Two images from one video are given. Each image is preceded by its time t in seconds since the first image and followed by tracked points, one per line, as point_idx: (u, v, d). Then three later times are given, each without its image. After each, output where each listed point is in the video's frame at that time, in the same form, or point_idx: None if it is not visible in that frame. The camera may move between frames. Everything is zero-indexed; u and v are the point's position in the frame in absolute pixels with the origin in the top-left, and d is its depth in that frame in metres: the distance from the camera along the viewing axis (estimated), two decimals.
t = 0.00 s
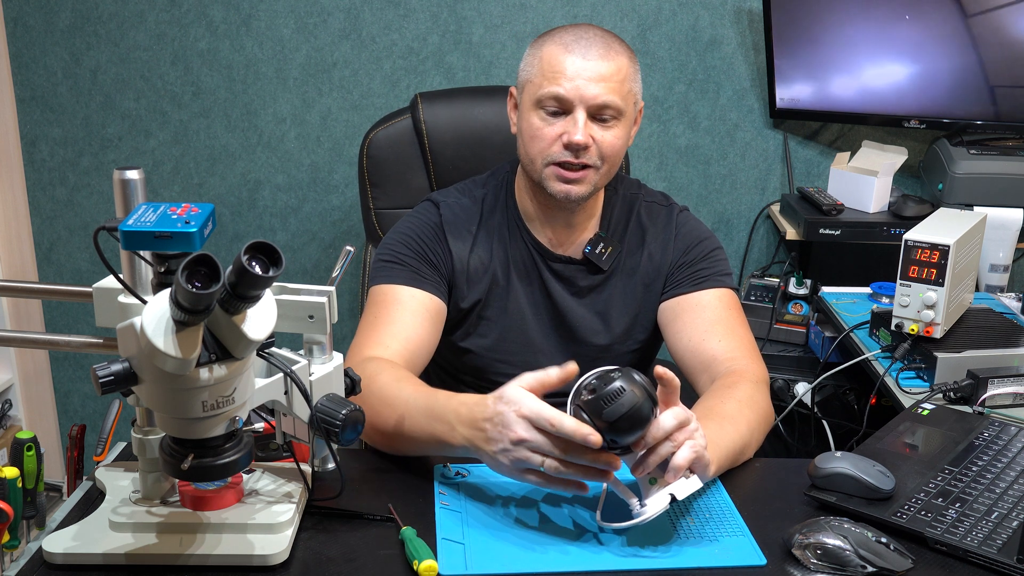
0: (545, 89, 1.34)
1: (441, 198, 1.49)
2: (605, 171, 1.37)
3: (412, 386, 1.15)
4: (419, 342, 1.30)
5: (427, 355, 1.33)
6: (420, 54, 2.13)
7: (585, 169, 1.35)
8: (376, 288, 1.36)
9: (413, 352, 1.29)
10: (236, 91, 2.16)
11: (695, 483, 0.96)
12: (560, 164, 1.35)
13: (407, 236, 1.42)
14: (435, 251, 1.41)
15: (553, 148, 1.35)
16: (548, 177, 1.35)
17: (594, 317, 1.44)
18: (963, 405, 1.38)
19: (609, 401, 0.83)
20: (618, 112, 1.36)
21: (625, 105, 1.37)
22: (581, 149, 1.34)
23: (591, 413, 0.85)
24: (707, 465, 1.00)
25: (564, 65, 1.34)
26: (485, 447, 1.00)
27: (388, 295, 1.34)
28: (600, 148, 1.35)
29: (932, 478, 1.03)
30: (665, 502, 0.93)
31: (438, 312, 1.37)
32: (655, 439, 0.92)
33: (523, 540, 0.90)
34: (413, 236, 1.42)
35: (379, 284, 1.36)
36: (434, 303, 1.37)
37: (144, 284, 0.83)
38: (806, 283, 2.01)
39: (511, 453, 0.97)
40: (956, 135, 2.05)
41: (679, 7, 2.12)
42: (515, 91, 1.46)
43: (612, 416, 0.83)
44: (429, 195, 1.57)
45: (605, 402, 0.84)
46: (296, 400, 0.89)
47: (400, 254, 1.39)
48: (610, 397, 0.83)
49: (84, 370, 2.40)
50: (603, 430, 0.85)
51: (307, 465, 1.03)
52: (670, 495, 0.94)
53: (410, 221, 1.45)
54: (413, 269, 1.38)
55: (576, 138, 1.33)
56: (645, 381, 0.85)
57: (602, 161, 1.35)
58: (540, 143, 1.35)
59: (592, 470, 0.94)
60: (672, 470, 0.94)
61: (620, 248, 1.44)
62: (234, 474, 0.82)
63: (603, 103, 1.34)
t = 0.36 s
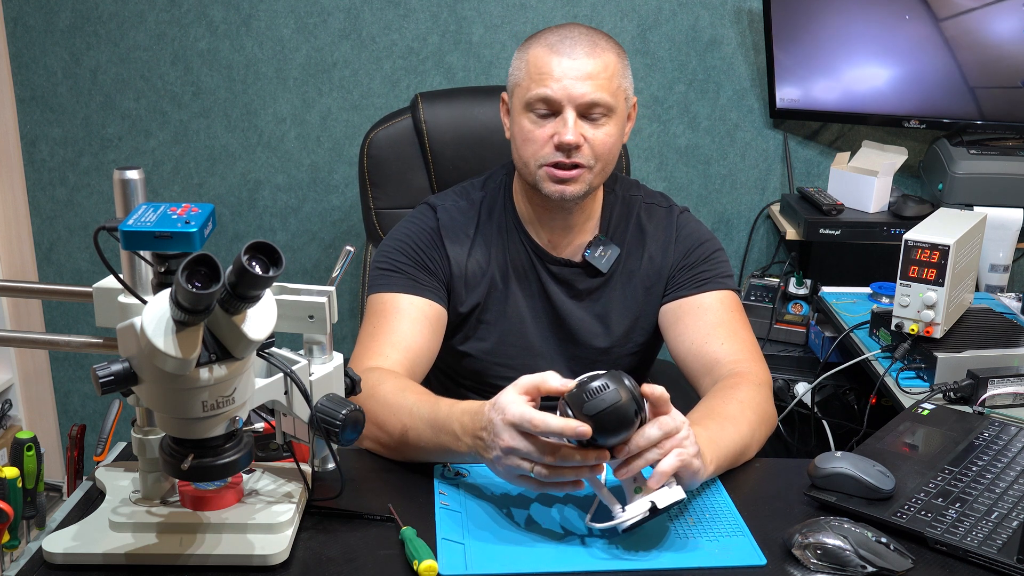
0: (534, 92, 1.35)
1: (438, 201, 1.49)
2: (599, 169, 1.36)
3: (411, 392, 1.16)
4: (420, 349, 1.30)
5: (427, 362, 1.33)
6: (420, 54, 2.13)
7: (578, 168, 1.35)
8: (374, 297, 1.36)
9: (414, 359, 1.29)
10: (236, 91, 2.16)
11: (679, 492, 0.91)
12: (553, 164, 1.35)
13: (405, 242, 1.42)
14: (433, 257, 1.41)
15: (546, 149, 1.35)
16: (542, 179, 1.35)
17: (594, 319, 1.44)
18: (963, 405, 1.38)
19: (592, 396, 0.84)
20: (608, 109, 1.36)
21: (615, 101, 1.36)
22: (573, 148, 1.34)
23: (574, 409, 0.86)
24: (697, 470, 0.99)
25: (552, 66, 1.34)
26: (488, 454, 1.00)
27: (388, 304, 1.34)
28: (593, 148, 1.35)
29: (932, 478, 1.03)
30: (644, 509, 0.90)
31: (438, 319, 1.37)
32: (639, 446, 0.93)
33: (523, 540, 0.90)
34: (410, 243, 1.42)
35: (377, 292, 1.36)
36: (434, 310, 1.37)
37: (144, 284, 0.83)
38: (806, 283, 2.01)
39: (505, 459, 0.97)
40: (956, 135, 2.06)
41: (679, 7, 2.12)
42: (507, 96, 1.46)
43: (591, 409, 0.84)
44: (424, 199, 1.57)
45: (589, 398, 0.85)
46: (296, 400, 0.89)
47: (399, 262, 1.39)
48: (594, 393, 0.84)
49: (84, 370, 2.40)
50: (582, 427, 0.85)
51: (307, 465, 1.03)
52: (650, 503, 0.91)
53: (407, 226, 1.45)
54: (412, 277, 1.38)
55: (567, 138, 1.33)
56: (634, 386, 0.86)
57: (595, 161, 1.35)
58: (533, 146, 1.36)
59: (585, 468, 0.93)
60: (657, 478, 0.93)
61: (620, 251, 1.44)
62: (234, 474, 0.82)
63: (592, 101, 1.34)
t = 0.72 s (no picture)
0: (512, 91, 1.35)
1: (434, 203, 1.49)
2: (586, 161, 1.36)
3: (411, 397, 1.16)
4: (417, 351, 1.31)
5: (424, 365, 1.33)
6: (420, 54, 2.13)
7: (565, 161, 1.35)
8: (370, 299, 1.36)
9: (412, 361, 1.29)
10: (236, 91, 2.16)
11: (663, 502, 0.90)
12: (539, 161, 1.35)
13: (400, 244, 1.42)
14: (429, 259, 1.41)
15: (530, 146, 1.35)
16: (530, 176, 1.35)
17: (590, 320, 1.44)
18: (963, 405, 1.38)
19: (596, 390, 0.85)
20: (588, 100, 1.36)
21: (595, 92, 1.37)
22: (555, 142, 1.34)
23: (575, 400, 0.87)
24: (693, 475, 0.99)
25: (529, 64, 1.34)
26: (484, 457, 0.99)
27: (384, 306, 1.34)
28: (576, 140, 1.35)
29: (932, 478, 1.03)
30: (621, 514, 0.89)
31: (435, 321, 1.37)
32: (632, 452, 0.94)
33: (523, 540, 0.90)
34: (405, 244, 1.42)
35: (373, 295, 1.36)
36: (431, 313, 1.37)
37: (144, 285, 0.83)
38: (806, 283, 2.01)
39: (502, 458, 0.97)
40: (956, 135, 2.06)
41: (679, 8, 2.12)
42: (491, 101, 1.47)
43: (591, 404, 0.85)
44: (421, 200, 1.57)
45: (592, 392, 0.86)
46: (296, 400, 0.89)
47: (395, 264, 1.39)
48: (598, 387, 0.85)
49: (84, 370, 2.40)
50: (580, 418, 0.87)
51: (307, 465, 1.03)
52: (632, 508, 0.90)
53: (403, 227, 1.45)
54: (408, 279, 1.38)
55: (548, 132, 1.33)
56: (640, 389, 0.87)
57: (581, 153, 1.35)
58: (517, 146, 1.36)
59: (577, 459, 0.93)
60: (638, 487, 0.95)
61: (615, 251, 1.44)
62: (234, 474, 0.82)
63: (570, 93, 1.34)
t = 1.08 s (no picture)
0: (505, 96, 1.35)
1: (431, 203, 1.49)
2: (578, 169, 1.37)
3: (410, 399, 1.16)
4: (414, 352, 1.31)
5: (422, 366, 1.33)
6: (420, 54, 2.13)
7: (557, 168, 1.36)
8: (367, 299, 1.36)
9: (410, 363, 1.29)
10: (236, 91, 2.16)
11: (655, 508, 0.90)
12: (531, 167, 1.36)
13: (397, 244, 1.42)
14: (425, 259, 1.41)
15: (523, 152, 1.35)
16: (523, 182, 1.36)
17: (587, 321, 1.44)
18: (963, 405, 1.38)
19: (598, 390, 0.86)
20: (582, 106, 1.36)
21: (589, 97, 1.37)
22: (547, 149, 1.35)
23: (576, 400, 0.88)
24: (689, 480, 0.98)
25: (522, 68, 1.34)
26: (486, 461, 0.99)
27: (381, 306, 1.34)
28: (568, 146, 1.36)
29: (932, 478, 1.03)
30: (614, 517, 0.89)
31: (431, 322, 1.37)
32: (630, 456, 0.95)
33: (523, 540, 0.90)
34: (402, 244, 1.42)
35: (370, 295, 1.36)
36: (427, 314, 1.37)
37: (144, 285, 0.83)
38: (806, 283, 2.02)
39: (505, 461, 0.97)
40: (957, 135, 2.05)
41: (679, 8, 2.12)
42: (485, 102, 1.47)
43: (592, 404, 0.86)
44: (419, 200, 1.57)
45: (594, 394, 0.86)
46: (296, 400, 0.89)
47: (391, 265, 1.39)
48: (600, 388, 0.86)
49: (84, 370, 2.40)
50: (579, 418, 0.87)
51: (307, 465, 1.03)
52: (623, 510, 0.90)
53: (399, 228, 1.45)
54: (405, 280, 1.38)
55: (540, 138, 1.34)
56: (644, 396, 0.87)
57: (572, 159, 1.36)
58: (510, 150, 1.36)
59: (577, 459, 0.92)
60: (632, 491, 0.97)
61: (612, 253, 1.44)
62: (234, 474, 0.82)
63: (563, 99, 1.35)
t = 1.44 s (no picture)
0: (505, 94, 1.35)
1: (431, 202, 1.49)
2: (577, 167, 1.37)
3: (410, 399, 1.16)
4: (414, 353, 1.31)
5: (422, 367, 1.33)
6: (420, 54, 2.13)
7: (555, 167, 1.36)
8: (366, 299, 1.36)
9: (409, 363, 1.29)
10: (236, 91, 2.16)
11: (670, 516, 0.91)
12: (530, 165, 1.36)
13: (397, 244, 1.42)
14: (424, 259, 1.41)
15: (522, 150, 1.35)
16: (521, 180, 1.35)
17: (586, 321, 1.44)
18: (963, 405, 1.38)
19: (612, 415, 0.82)
20: (581, 104, 1.37)
21: (588, 97, 1.37)
22: (547, 147, 1.35)
23: (589, 420, 0.84)
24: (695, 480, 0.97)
25: (522, 66, 1.34)
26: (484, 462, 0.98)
27: (380, 307, 1.34)
28: (567, 145, 1.36)
29: (932, 478, 1.03)
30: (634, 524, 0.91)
31: (431, 322, 1.37)
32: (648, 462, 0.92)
33: (523, 540, 0.90)
34: (401, 244, 1.42)
35: (369, 295, 1.36)
36: (426, 315, 1.37)
37: (144, 284, 0.83)
38: (806, 283, 2.02)
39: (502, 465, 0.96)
40: (957, 135, 2.05)
41: (679, 7, 2.12)
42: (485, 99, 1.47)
43: (608, 431, 0.82)
44: (418, 199, 1.57)
45: (608, 417, 0.83)
46: (296, 400, 0.89)
47: (391, 265, 1.39)
48: (614, 415, 0.82)
49: (84, 370, 2.40)
50: (595, 442, 0.84)
51: (307, 465, 1.03)
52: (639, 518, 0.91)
53: (399, 228, 1.45)
54: (404, 280, 1.38)
55: (540, 137, 1.34)
56: (656, 408, 0.84)
57: (571, 158, 1.36)
58: (509, 148, 1.36)
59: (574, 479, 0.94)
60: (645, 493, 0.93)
61: (611, 253, 1.44)
62: (234, 474, 0.82)
63: (562, 98, 1.35)
